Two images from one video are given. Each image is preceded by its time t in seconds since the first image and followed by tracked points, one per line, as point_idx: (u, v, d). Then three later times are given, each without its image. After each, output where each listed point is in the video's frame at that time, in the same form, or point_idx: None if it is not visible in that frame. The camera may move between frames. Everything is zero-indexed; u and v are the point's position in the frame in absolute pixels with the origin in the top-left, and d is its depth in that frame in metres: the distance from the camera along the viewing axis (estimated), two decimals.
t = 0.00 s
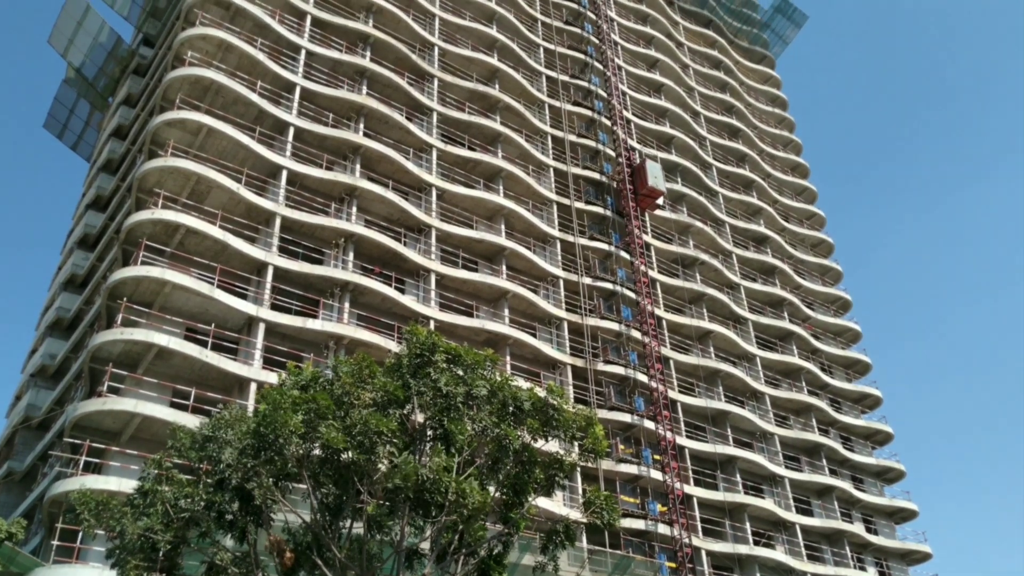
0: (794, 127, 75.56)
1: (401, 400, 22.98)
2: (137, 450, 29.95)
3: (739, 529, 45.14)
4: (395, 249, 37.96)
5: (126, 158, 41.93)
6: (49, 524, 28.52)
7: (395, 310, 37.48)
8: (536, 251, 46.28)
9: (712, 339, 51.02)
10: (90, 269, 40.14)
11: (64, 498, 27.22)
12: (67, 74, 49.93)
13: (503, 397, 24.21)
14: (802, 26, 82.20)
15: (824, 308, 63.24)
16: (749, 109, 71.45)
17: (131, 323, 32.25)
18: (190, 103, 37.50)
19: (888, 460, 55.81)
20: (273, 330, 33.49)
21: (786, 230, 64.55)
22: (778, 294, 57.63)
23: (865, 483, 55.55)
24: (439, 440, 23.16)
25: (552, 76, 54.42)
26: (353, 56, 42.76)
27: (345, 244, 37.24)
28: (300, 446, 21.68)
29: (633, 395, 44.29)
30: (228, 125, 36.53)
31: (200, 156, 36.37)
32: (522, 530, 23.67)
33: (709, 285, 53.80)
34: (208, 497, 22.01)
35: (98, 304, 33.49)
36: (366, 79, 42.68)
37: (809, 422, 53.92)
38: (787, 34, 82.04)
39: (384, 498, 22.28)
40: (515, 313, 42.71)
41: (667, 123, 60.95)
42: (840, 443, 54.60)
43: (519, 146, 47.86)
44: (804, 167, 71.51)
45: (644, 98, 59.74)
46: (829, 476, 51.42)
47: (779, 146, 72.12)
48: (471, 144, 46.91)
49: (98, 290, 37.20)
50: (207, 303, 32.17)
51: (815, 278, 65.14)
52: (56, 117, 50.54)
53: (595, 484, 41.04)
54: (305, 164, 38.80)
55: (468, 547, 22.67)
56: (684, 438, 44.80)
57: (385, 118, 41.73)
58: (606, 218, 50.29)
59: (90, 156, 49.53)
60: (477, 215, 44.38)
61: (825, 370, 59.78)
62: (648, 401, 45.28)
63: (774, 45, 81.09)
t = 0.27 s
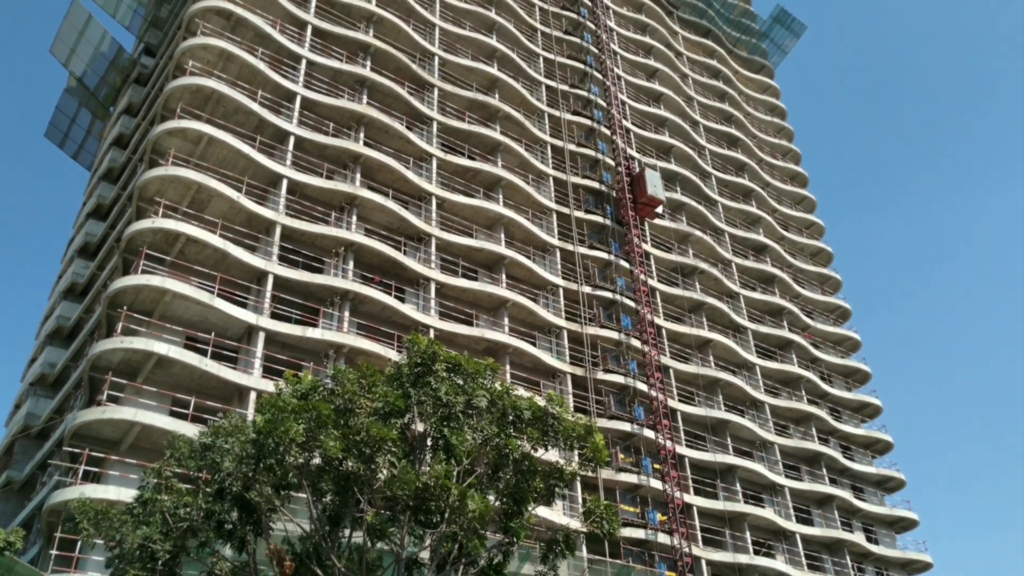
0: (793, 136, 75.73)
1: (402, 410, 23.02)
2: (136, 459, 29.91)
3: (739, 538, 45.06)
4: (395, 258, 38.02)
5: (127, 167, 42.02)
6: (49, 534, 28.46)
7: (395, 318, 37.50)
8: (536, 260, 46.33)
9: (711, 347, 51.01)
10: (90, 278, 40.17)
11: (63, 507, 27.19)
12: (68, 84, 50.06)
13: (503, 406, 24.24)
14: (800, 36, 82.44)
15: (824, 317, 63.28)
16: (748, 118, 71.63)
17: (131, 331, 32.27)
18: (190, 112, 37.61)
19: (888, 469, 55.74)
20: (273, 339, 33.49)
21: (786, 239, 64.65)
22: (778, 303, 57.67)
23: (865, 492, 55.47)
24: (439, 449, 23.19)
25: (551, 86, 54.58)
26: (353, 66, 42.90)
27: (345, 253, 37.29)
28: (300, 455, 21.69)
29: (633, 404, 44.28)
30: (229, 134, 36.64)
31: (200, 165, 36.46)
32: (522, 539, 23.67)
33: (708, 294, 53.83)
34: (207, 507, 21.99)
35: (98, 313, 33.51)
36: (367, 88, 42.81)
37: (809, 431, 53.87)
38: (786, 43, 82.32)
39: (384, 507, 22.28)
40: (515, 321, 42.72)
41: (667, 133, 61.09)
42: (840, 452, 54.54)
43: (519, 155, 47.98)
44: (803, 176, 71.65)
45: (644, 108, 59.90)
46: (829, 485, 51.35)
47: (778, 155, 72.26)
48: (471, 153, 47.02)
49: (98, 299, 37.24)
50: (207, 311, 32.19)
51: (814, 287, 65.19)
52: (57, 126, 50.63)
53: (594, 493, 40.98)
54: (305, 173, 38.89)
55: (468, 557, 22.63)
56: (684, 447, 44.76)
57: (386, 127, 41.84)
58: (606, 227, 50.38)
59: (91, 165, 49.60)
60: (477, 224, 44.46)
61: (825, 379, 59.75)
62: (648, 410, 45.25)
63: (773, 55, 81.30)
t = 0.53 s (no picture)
0: (791, 146, 75.90)
1: (402, 419, 23.03)
2: (135, 468, 29.85)
3: (739, 548, 44.93)
4: (394, 267, 38.03)
5: (127, 176, 42.07)
6: (46, 544, 28.31)
7: (394, 327, 37.48)
8: (535, 269, 46.35)
9: (711, 357, 50.98)
10: (89, 287, 40.18)
11: (61, 517, 27.11)
12: (69, 93, 50.19)
13: (503, 415, 24.26)
14: (799, 46, 82.68)
15: (823, 326, 63.28)
16: (746, 128, 71.82)
17: (130, 340, 32.25)
18: (190, 121, 37.69)
19: (888, 479, 55.64)
20: (272, 348, 33.46)
21: (784, 248, 64.71)
22: (777, 312, 57.68)
23: (864, 502, 55.36)
24: (439, 458, 23.19)
25: (551, 96, 54.74)
26: (353, 75, 43.02)
27: (345, 262, 37.30)
28: (299, 463, 21.62)
29: (633, 413, 44.24)
30: (229, 143, 36.71)
31: (200, 175, 36.51)
32: (522, 549, 23.65)
33: (707, 303, 53.84)
34: (206, 516, 21.94)
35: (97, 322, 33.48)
36: (366, 98, 42.92)
37: (808, 441, 53.79)
38: (784, 54, 82.62)
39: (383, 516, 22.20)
40: (514, 330, 42.69)
41: (665, 142, 61.22)
42: (839, 461, 54.46)
43: (519, 165, 48.08)
44: (802, 186, 71.79)
45: (642, 117, 60.07)
46: (829, 495, 51.23)
47: (777, 165, 72.39)
48: (470, 162, 47.09)
49: (97, 308, 37.23)
50: (206, 320, 32.18)
51: (813, 296, 65.22)
52: (57, 135, 50.71)
53: (594, 503, 40.87)
54: (305, 182, 38.93)
55: (468, 567, 22.49)
56: (683, 456, 44.70)
57: (385, 137, 41.93)
58: (605, 236, 50.44)
59: (91, 174, 49.67)
60: (476, 233, 44.49)
61: (824, 388, 59.70)
62: (647, 419, 45.19)
63: (771, 65, 81.52)
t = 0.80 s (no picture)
0: (790, 154, 76.01)
1: (402, 428, 23.05)
2: (132, 478, 29.78)
3: (738, 557, 44.79)
4: (393, 276, 38.04)
5: (126, 185, 42.13)
6: (44, 553, 28.16)
7: (393, 336, 37.46)
8: (534, 278, 46.35)
9: (710, 365, 50.93)
10: (88, 296, 40.17)
11: (58, 527, 27.04)
12: (69, 102, 50.30)
13: (503, 425, 24.27)
14: (797, 55, 82.84)
15: (822, 335, 63.26)
16: (745, 137, 71.95)
17: (128, 349, 32.22)
18: (190, 130, 37.76)
19: (888, 488, 55.52)
20: (271, 356, 33.42)
21: (784, 256, 64.74)
22: (776, 320, 57.67)
23: (864, 511, 55.23)
24: (438, 467, 23.20)
25: (550, 105, 54.87)
26: (352, 85, 43.13)
27: (344, 271, 37.32)
28: (298, 472, 21.55)
29: (632, 422, 44.17)
30: (228, 152, 36.78)
31: (199, 184, 36.57)
32: (521, 559, 23.64)
33: (706, 312, 53.83)
34: (205, 526, 21.91)
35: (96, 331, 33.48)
36: (366, 107, 43.02)
37: (808, 449, 53.69)
38: (783, 63, 82.81)
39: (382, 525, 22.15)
40: (513, 339, 42.66)
41: (664, 151, 61.32)
42: (839, 470, 54.36)
43: (518, 174, 48.15)
44: (800, 194, 71.86)
45: (641, 126, 60.19)
46: (829, 504, 51.11)
47: (776, 174, 72.49)
48: (470, 171, 47.16)
49: (96, 317, 37.23)
50: (205, 329, 32.18)
51: (813, 305, 65.21)
52: (57, 145, 50.82)
53: (593, 512, 40.76)
54: (304, 191, 38.98)
55: None
56: (682, 465, 44.62)
57: (385, 146, 42.00)
58: (604, 245, 50.47)
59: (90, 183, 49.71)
60: (475, 242, 44.52)
61: (824, 397, 59.64)
62: (646, 428, 45.12)
63: (770, 74, 81.68)
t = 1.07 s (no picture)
0: (790, 163, 76.14)
1: (401, 436, 23.05)
2: (132, 487, 29.73)
3: (739, 567, 44.69)
4: (393, 285, 38.06)
5: (126, 194, 42.19)
6: (42, 563, 28.11)
7: (392, 345, 37.46)
8: (534, 286, 46.37)
9: (710, 374, 50.91)
10: (88, 305, 40.19)
11: (57, 536, 26.98)
12: (69, 112, 50.44)
13: (503, 434, 24.28)
14: (796, 64, 83.07)
15: (822, 343, 63.27)
16: (744, 146, 72.10)
17: (128, 358, 32.23)
18: (190, 140, 37.84)
19: (888, 497, 55.44)
20: (270, 365, 33.40)
21: (783, 265, 64.79)
22: (776, 329, 57.67)
23: (865, 520, 55.15)
24: (438, 476, 23.25)
25: (549, 114, 55.00)
26: (353, 94, 43.25)
27: (344, 280, 37.35)
28: (298, 481, 21.64)
29: (632, 431, 44.13)
30: (228, 161, 36.85)
31: (200, 193, 36.63)
32: (520, 569, 23.59)
33: (706, 321, 53.84)
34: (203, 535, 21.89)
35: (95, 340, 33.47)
36: (366, 117, 43.11)
37: (808, 458, 53.62)
38: (782, 72, 83.02)
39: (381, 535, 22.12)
40: (513, 348, 42.64)
41: (664, 160, 61.44)
42: (839, 479, 54.27)
43: (517, 183, 48.23)
44: (800, 203, 71.96)
45: (640, 135, 60.32)
46: (829, 513, 51.04)
47: (775, 183, 72.61)
48: (469, 181, 47.23)
49: (95, 325, 37.24)
50: (205, 338, 32.18)
51: (812, 314, 65.22)
52: (58, 154, 50.92)
53: (593, 521, 40.67)
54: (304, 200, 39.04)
55: None
56: (682, 474, 44.54)
57: (385, 155, 42.09)
58: (604, 254, 50.51)
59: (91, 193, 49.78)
60: (475, 251, 44.55)
61: (824, 406, 59.58)
62: (646, 437, 45.08)
63: (769, 83, 81.90)
